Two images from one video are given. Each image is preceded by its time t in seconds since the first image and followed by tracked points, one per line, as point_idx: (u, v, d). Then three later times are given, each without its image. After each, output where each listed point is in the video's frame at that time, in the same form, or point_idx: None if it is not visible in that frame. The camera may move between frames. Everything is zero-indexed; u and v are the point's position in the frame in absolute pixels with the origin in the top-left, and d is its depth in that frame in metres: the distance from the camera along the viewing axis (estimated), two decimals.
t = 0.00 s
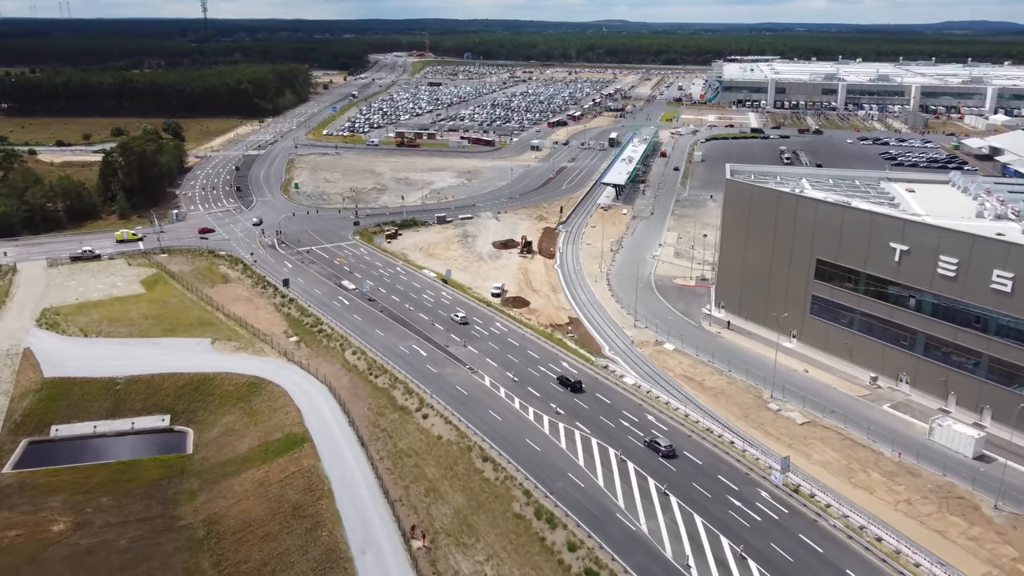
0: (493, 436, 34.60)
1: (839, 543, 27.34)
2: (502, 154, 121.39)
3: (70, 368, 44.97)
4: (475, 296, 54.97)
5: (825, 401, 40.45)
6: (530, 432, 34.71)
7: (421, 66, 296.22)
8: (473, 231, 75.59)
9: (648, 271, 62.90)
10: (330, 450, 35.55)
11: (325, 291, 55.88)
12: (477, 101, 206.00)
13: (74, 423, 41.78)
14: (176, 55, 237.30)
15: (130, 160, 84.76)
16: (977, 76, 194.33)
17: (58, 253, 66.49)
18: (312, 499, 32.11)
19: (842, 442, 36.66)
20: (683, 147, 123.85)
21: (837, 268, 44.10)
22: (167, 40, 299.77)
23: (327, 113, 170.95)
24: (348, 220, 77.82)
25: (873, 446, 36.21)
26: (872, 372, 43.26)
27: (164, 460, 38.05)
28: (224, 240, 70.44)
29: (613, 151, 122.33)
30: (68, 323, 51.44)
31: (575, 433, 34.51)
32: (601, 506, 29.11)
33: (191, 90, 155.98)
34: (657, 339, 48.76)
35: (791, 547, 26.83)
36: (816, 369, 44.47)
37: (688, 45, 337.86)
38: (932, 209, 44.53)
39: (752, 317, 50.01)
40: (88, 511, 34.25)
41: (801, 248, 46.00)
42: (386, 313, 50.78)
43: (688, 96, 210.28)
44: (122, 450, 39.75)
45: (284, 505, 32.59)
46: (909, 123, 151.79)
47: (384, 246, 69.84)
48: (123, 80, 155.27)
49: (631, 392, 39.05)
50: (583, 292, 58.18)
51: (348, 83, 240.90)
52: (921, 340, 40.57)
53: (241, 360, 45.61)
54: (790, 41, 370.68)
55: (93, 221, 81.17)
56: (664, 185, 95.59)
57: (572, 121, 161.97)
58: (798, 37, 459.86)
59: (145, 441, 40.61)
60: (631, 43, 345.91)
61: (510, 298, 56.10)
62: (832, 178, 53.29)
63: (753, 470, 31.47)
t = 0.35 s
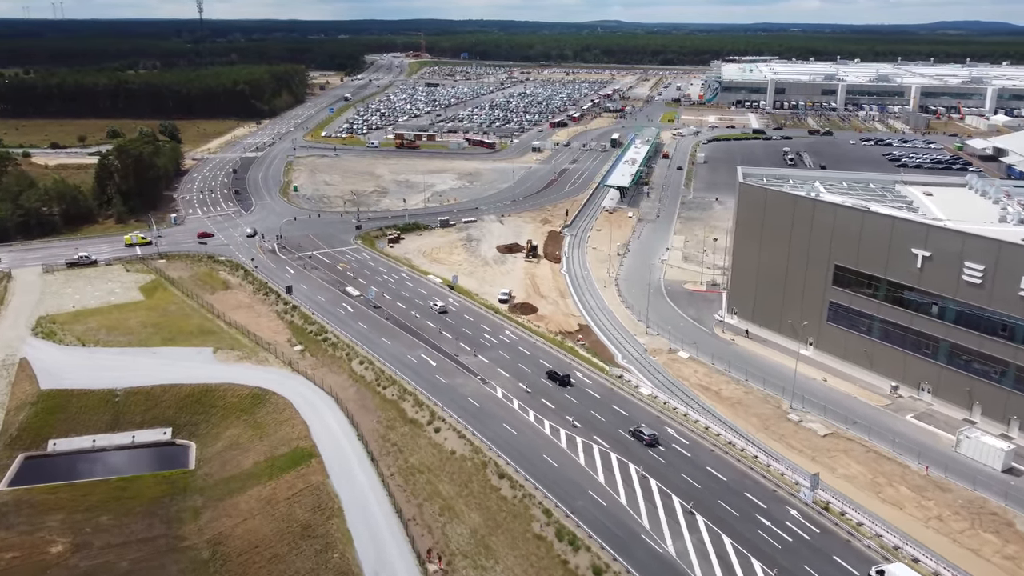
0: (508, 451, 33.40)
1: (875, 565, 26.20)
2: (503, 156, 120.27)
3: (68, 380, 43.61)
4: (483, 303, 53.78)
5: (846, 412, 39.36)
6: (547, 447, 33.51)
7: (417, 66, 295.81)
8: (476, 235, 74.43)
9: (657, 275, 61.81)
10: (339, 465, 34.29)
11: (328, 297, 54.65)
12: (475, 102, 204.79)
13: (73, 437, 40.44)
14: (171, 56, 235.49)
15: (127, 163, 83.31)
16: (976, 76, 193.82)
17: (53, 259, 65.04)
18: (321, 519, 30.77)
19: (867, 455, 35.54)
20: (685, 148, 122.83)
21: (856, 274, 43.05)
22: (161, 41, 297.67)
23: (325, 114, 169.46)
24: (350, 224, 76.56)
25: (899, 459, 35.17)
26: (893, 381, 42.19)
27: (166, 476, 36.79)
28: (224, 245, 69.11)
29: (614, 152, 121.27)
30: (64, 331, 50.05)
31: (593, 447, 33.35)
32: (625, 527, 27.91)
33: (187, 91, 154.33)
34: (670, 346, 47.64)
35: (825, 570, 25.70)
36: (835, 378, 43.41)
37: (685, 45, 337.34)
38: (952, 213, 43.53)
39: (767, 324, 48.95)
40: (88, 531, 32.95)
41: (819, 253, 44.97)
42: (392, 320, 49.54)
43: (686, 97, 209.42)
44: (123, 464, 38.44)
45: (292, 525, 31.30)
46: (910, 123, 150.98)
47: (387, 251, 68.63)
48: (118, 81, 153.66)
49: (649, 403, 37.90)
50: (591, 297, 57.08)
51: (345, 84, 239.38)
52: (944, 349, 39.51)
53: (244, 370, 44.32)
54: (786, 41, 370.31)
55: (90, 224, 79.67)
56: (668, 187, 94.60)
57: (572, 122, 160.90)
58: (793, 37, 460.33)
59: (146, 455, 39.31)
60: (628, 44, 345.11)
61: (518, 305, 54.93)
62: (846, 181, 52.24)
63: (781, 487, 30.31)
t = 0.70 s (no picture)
0: (525, 467, 32.23)
1: None
2: (503, 157, 119.15)
3: (64, 391, 42.24)
4: (490, 309, 52.61)
5: (869, 423, 38.30)
6: (565, 463, 32.31)
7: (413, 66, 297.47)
8: (480, 238, 73.25)
9: (666, 280, 60.72)
10: (348, 479, 33.02)
11: (332, 304, 53.39)
12: (472, 103, 203.58)
13: (70, 452, 39.09)
14: (165, 56, 233.53)
15: (122, 165, 81.81)
16: (975, 77, 193.46)
17: (48, 264, 63.62)
18: (331, 539, 29.38)
19: (893, 469, 34.46)
20: (687, 150, 121.81)
21: (876, 281, 42.02)
22: (155, 41, 295.75)
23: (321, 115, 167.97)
24: (351, 227, 75.29)
25: (926, 473, 34.14)
26: (914, 390, 41.14)
27: (167, 492, 35.51)
28: (223, 250, 67.77)
29: (615, 154, 120.13)
30: (60, 340, 48.66)
31: (612, 462, 32.21)
32: (651, 550, 26.72)
33: (182, 93, 152.59)
34: (684, 354, 46.56)
35: None
36: (854, 388, 42.34)
37: (681, 45, 336.80)
38: (972, 217, 42.59)
39: (782, 330, 47.90)
40: (87, 552, 31.66)
41: (836, 258, 43.93)
42: (398, 329, 48.27)
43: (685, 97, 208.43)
44: (122, 479, 37.15)
45: (300, 546, 29.98)
46: (911, 124, 150.31)
47: (389, 255, 67.39)
48: (112, 82, 151.89)
49: (666, 415, 36.75)
50: (600, 303, 55.94)
51: (341, 85, 237.98)
52: (968, 357, 38.47)
53: (246, 381, 43.01)
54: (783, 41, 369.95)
55: (85, 229, 78.18)
56: (672, 189, 93.62)
57: (571, 123, 159.89)
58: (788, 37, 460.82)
59: (146, 469, 38.01)
60: (625, 44, 344.34)
61: (526, 311, 53.77)
62: (861, 184, 51.24)
63: (810, 506, 29.19)
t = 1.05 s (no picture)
0: (542, 484, 31.04)
1: None
2: (503, 159, 118.04)
3: (60, 404, 40.87)
4: (497, 316, 51.45)
5: (892, 435, 37.23)
6: (583, 479, 31.13)
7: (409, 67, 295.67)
8: (483, 242, 72.07)
9: (674, 285, 59.64)
10: (356, 495, 31.69)
11: (335, 312, 52.11)
12: (469, 104, 202.35)
13: (67, 467, 37.71)
14: (159, 57, 231.57)
15: (117, 169, 80.33)
16: (972, 78, 193.22)
17: (42, 271, 62.09)
18: (341, 561, 27.97)
19: (920, 483, 33.39)
20: (688, 151, 120.89)
21: (896, 287, 40.97)
22: (147, 42, 293.30)
23: (318, 117, 166.50)
24: (351, 232, 74.01)
25: (955, 487, 33.09)
26: (936, 400, 40.10)
27: (168, 510, 34.20)
28: (221, 255, 66.38)
29: (616, 156, 119.11)
30: (55, 350, 47.26)
31: (632, 479, 31.06)
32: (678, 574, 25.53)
33: (177, 94, 150.90)
34: (697, 363, 45.45)
35: None
36: (873, 398, 41.26)
37: (677, 46, 336.38)
38: (993, 222, 41.63)
39: (797, 338, 46.85)
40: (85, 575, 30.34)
41: (853, 264, 42.91)
42: (404, 338, 46.97)
43: (682, 98, 207.63)
44: (120, 496, 35.78)
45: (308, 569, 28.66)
46: (911, 125, 149.69)
47: (391, 260, 66.14)
48: (105, 82, 150.08)
49: (684, 428, 35.59)
50: (608, 309, 54.80)
51: (337, 86, 236.53)
52: (992, 366, 37.45)
53: (248, 392, 41.69)
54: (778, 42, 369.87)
55: (79, 233, 76.63)
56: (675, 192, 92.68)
57: (569, 124, 158.90)
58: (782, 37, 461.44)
59: (144, 486, 36.68)
60: (620, 44, 343.64)
61: (533, 318, 52.59)
62: (875, 187, 50.26)
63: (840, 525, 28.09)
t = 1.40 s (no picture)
0: (560, 502, 29.85)
1: None
2: (502, 161, 116.88)
3: (54, 417, 39.48)
4: (503, 323, 50.31)
5: (915, 447, 36.24)
6: (603, 497, 29.98)
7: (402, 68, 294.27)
8: (485, 246, 70.91)
9: (681, 289, 58.64)
10: (365, 512, 30.37)
11: (337, 318, 50.89)
12: (464, 104, 201.21)
13: (62, 484, 36.32)
14: (150, 57, 229.28)
15: (111, 171, 78.70)
16: (969, 78, 193.16)
17: (34, 277, 60.56)
18: None
19: (948, 497, 32.38)
20: (688, 152, 119.88)
21: (916, 293, 39.98)
22: (139, 42, 290.35)
23: (313, 118, 164.84)
24: (350, 236, 72.70)
25: (983, 501, 32.14)
26: (957, 408, 39.10)
27: (168, 528, 32.95)
28: (218, 260, 65.00)
29: (616, 156, 117.99)
30: (48, 360, 45.81)
31: (653, 495, 29.97)
32: None
33: (170, 94, 149.06)
34: (710, 370, 44.43)
35: None
36: (892, 407, 40.29)
37: (672, 46, 335.98)
38: (1012, 226, 40.71)
39: (811, 344, 45.88)
40: None
41: (870, 269, 41.96)
42: (410, 346, 45.73)
43: (679, 98, 206.73)
44: (117, 513, 34.49)
45: None
46: (910, 125, 149.25)
47: (392, 264, 64.89)
48: (97, 82, 148.11)
49: (703, 440, 34.50)
50: (616, 314, 53.73)
51: (331, 86, 234.97)
52: (1016, 375, 36.51)
53: (249, 404, 40.36)
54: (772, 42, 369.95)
55: (72, 237, 74.98)
56: (677, 193, 91.74)
57: (567, 124, 157.89)
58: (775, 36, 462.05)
59: (143, 502, 35.37)
60: (615, 45, 342.98)
61: (540, 324, 51.50)
62: (888, 190, 49.31)
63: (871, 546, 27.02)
